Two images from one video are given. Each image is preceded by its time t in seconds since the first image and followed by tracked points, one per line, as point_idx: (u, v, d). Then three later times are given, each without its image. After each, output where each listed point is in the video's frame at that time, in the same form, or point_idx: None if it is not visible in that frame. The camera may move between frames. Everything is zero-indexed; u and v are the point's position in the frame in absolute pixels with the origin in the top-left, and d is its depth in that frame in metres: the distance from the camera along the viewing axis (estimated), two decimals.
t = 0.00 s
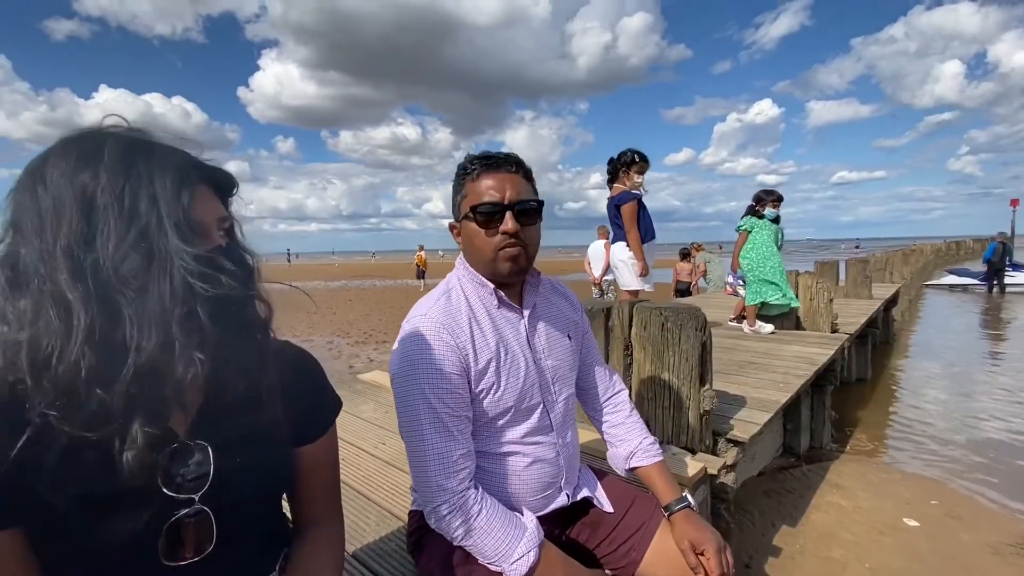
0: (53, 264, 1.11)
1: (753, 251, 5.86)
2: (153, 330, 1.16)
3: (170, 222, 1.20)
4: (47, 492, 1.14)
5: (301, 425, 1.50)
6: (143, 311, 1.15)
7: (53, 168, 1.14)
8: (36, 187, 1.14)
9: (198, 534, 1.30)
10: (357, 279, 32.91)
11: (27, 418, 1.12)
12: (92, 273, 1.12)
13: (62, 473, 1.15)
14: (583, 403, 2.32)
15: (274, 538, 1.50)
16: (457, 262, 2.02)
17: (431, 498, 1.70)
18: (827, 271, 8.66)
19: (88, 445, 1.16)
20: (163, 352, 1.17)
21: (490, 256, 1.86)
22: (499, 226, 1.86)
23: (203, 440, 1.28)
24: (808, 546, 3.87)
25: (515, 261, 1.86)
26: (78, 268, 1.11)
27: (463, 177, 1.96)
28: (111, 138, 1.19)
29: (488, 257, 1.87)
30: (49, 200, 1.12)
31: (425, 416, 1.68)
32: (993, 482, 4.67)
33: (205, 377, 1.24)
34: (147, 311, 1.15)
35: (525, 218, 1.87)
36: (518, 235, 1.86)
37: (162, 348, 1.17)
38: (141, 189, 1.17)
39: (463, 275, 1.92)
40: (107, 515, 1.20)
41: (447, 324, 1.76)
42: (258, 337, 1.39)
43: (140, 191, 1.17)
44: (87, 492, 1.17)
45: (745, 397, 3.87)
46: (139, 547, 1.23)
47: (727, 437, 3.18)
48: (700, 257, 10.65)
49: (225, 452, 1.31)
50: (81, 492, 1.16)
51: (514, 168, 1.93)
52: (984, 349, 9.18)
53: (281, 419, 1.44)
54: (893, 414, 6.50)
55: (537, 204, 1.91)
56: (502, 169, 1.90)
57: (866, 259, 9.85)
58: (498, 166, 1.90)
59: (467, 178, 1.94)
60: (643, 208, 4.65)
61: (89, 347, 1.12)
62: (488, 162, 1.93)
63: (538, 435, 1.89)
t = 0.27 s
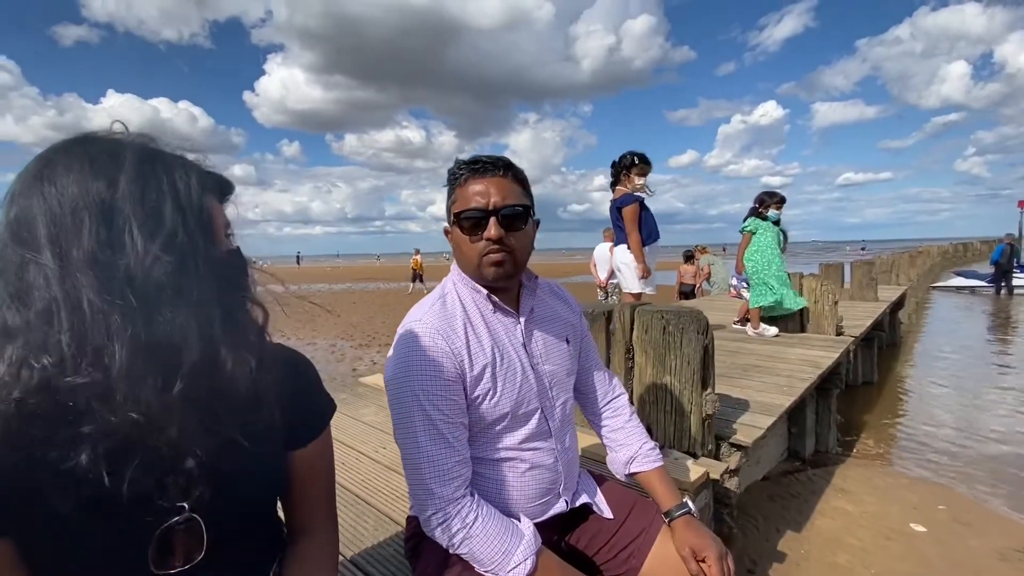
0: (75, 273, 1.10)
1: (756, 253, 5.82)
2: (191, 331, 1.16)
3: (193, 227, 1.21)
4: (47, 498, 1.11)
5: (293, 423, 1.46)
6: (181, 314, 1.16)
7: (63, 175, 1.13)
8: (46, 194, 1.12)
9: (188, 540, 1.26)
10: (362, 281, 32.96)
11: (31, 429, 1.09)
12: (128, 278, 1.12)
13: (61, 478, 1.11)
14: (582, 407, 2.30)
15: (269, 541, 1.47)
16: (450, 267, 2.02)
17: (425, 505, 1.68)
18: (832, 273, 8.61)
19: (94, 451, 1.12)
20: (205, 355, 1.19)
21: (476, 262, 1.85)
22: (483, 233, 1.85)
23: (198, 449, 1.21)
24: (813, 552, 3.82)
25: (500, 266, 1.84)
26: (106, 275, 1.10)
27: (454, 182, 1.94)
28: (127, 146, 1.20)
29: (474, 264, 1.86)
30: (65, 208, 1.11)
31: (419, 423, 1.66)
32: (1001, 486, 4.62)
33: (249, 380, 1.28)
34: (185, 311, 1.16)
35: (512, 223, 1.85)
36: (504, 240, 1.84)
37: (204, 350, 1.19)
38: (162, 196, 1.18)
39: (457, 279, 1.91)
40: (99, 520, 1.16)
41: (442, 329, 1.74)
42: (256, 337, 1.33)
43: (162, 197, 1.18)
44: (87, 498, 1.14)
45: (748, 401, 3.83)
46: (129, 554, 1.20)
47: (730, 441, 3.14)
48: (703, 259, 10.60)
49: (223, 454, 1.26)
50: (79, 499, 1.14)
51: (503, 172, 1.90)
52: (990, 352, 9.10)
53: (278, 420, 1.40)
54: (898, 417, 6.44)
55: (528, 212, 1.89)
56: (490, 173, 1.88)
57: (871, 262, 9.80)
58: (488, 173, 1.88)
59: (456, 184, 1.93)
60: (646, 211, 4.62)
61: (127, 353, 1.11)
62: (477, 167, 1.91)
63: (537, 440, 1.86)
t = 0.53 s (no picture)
0: (95, 277, 1.10)
1: (761, 254, 5.80)
2: (210, 336, 1.17)
3: (212, 231, 1.22)
4: (57, 501, 1.12)
5: (300, 422, 1.45)
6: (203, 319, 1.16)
7: (84, 180, 1.13)
8: (67, 199, 1.11)
9: (197, 541, 1.27)
10: (364, 284, 33.00)
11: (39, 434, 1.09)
12: (150, 284, 1.12)
13: (70, 480, 1.11)
14: (588, 408, 2.29)
15: (278, 539, 1.47)
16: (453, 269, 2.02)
17: (430, 508, 1.67)
18: (836, 274, 8.58)
19: (105, 455, 1.12)
20: (222, 357, 1.20)
21: (478, 264, 1.85)
22: (485, 234, 1.84)
23: (199, 448, 1.18)
24: (819, 554, 3.80)
25: (502, 268, 1.83)
26: (127, 280, 1.11)
27: (456, 183, 1.94)
28: (146, 152, 1.21)
29: (476, 266, 1.86)
30: (86, 212, 1.11)
31: (422, 425, 1.66)
32: (1008, 488, 4.58)
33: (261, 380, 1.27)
34: (204, 316, 1.16)
35: (514, 225, 1.85)
36: (506, 242, 1.83)
37: (221, 353, 1.19)
38: (184, 201, 1.19)
39: (460, 280, 1.90)
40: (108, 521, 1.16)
41: (445, 332, 1.74)
42: (262, 339, 1.33)
43: (184, 202, 1.19)
44: (97, 500, 1.14)
45: (754, 402, 3.82)
46: (139, 555, 1.20)
47: (736, 443, 3.13)
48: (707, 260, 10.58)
49: (231, 455, 1.25)
50: (90, 501, 1.14)
51: (505, 174, 1.90)
52: (997, 354, 9.04)
53: (285, 421, 1.39)
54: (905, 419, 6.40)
55: (530, 212, 1.88)
56: (492, 175, 1.88)
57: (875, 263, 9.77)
58: (488, 174, 1.88)
59: (458, 186, 1.93)
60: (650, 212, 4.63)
61: (147, 358, 1.11)
62: (478, 169, 1.91)
63: (541, 442, 1.86)
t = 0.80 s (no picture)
0: (98, 280, 1.10)
1: (765, 255, 5.79)
2: (214, 337, 1.16)
3: (213, 232, 1.22)
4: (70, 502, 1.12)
5: (311, 421, 1.46)
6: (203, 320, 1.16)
7: (88, 182, 1.14)
8: (73, 202, 1.12)
9: (211, 541, 1.26)
10: (367, 285, 33.04)
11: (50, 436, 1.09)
12: (150, 285, 1.12)
13: (81, 482, 1.11)
14: (593, 408, 2.28)
15: (287, 539, 1.47)
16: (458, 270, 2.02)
17: (437, 509, 1.67)
18: (840, 274, 8.55)
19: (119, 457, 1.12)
20: (226, 358, 1.19)
21: (484, 264, 1.85)
22: (492, 234, 1.84)
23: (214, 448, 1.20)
24: (825, 555, 3.79)
25: (509, 268, 1.83)
26: (127, 282, 1.10)
27: (460, 184, 1.94)
28: (150, 153, 1.21)
29: (482, 266, 1.85)
30: (91, 214, 1.12)
31: (428, 427, 1.66)
32: (1015, 489, 4.56)
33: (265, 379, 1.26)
34: (204, 317, 1.16)
35: (519, 225, 1.85)
36: (512, 242, 1.83)
37: (225, 355, 1.18)
38: (184, 202, 1.19)
39: (465, 281, 1.91)
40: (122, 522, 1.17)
41: (450, 333, 1.74)
42: (276, 338, 1.35)
43: (184, 203, 1.19)
44: (109, 502, 1.14)
45: (759, 403, 3.81)
46: (153, 557, 1.20)
47: (741, 444, 3.13)
48: (710, 260, 10.56)
49: (244, 457, 1.26)
50: (102, 503, 1.14)
51: (509, 174, 1.90)
52: (1002, 354, 9.00)
53: (295, 422, 1.40)
54: (910, 420, 6.38)
55: (535, 212, 1.89)
56: (496, 176, 1.88)
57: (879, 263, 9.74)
58: (492, 175, 1.88)
59: (463, 187, 1.93)
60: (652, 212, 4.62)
61: (151, 360, 1.10)
62: (482, 170, 1.91)
63: (547, 442, 1.85)
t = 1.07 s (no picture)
0: (64, 274, 1.11)
1: (767, 255, 5.78)
2: (160, 341, 1.11)
3: (178, 231, 1.15)
4: (78, 498, 1.10)
5: (319, 422, 1.47)
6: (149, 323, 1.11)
7: (76, 181, 1.15)
8: (61, 199, 1.15)
9: (219, 538, 1.25)
10: (368, 286, 33.12)
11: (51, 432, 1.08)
12: (102, 283, 1.09)
13: (86, 480, 1.10)
14: (595, 408, 2.28)
15: (293, 540, 1.46)
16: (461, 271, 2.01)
17: (441, 509, 1.67)
18: (842, 274, 8.54)
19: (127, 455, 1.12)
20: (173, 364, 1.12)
21: (488, 265, 1.84)
22: (496, 235, 1.84)
23: (227, 448, 1.24)
24: (828, 556, 3.77)
25: (512, 269, 1.83)
26: (80, 278, 1.09)
27: (462, 186, 1.93)
28: (130, 151, 1.19)
29: (486, 267, 1.85)
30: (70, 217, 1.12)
31: (431, 427, 1.65)
32: (1018, 489, 4.55)
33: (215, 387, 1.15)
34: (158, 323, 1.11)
35: (522, 226, 1.84)
36: (515, 243, 1.82)
37: (166, 362, 1.12)
38: (151, 199, 1.15)
39: (468, 281, 1.90)
40: (134, 518, 1.15)
41: (454, 333, 1.74)
42: (279, 347, 1.38)
43: (149, 200, 1.14)
44: (119, 497, 1.13)
45: (761, 403, 3.80)
46: (164, 553, 1.19)
47: (744, 444, 3.12)
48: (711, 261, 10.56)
49: (253, 458, 1.28)
50: (113, 499, 1.12)
51: (511, 175, 1.89)
52: (1005, 354, 8.98)
53: (306, 426, 1.41)
54: (912, 420, 6.37)
55: (537, 213, 1.88)
56: (499, 177, 1.87)
57: (881, 263, 9.73)
58: (494, 177, 1.88)
59: (465, 188, 1.92)
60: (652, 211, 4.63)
61: (87, 359, 1.08)
62: (485, 171, 1.90)
63: (550, 442, 1.85)
